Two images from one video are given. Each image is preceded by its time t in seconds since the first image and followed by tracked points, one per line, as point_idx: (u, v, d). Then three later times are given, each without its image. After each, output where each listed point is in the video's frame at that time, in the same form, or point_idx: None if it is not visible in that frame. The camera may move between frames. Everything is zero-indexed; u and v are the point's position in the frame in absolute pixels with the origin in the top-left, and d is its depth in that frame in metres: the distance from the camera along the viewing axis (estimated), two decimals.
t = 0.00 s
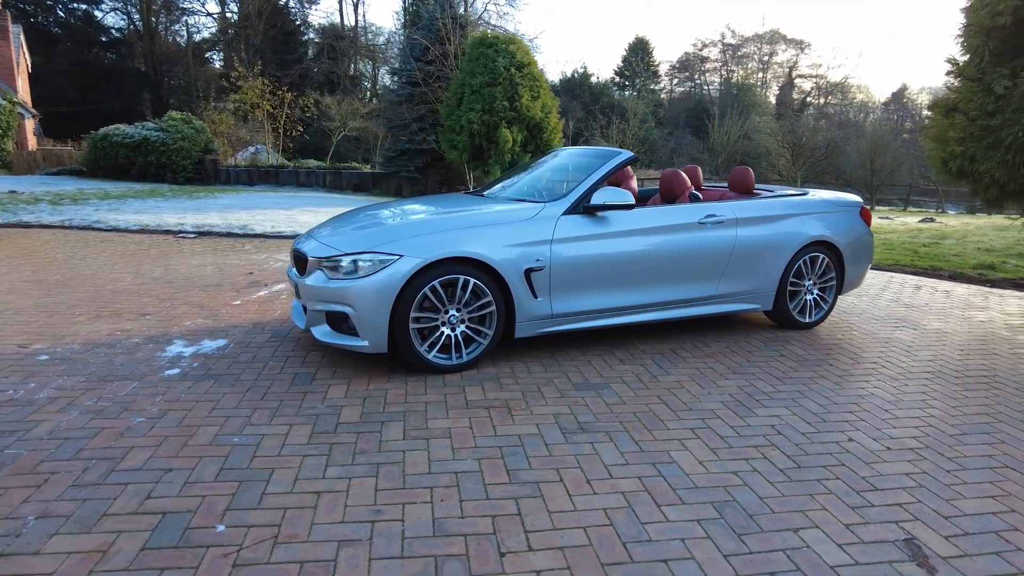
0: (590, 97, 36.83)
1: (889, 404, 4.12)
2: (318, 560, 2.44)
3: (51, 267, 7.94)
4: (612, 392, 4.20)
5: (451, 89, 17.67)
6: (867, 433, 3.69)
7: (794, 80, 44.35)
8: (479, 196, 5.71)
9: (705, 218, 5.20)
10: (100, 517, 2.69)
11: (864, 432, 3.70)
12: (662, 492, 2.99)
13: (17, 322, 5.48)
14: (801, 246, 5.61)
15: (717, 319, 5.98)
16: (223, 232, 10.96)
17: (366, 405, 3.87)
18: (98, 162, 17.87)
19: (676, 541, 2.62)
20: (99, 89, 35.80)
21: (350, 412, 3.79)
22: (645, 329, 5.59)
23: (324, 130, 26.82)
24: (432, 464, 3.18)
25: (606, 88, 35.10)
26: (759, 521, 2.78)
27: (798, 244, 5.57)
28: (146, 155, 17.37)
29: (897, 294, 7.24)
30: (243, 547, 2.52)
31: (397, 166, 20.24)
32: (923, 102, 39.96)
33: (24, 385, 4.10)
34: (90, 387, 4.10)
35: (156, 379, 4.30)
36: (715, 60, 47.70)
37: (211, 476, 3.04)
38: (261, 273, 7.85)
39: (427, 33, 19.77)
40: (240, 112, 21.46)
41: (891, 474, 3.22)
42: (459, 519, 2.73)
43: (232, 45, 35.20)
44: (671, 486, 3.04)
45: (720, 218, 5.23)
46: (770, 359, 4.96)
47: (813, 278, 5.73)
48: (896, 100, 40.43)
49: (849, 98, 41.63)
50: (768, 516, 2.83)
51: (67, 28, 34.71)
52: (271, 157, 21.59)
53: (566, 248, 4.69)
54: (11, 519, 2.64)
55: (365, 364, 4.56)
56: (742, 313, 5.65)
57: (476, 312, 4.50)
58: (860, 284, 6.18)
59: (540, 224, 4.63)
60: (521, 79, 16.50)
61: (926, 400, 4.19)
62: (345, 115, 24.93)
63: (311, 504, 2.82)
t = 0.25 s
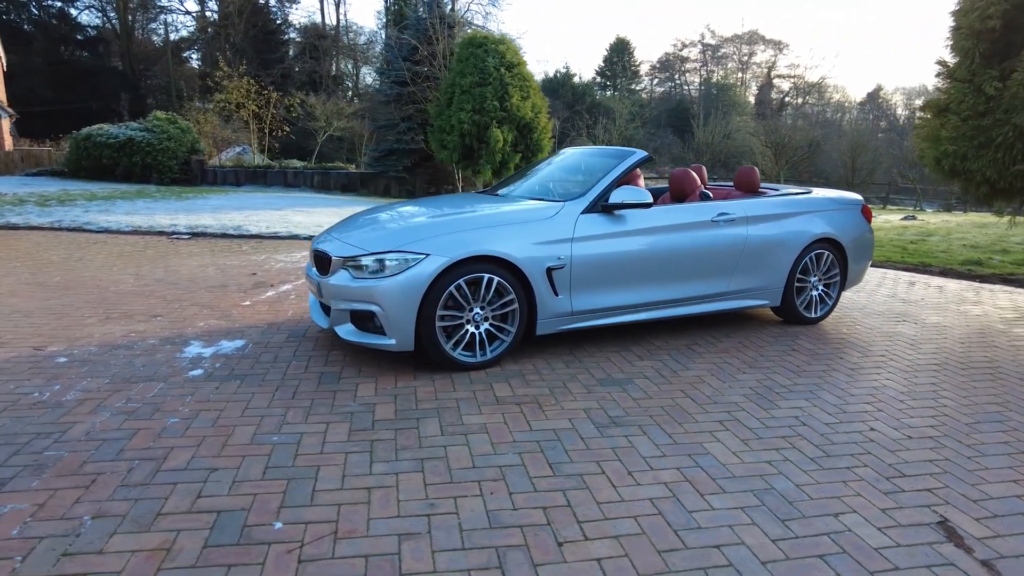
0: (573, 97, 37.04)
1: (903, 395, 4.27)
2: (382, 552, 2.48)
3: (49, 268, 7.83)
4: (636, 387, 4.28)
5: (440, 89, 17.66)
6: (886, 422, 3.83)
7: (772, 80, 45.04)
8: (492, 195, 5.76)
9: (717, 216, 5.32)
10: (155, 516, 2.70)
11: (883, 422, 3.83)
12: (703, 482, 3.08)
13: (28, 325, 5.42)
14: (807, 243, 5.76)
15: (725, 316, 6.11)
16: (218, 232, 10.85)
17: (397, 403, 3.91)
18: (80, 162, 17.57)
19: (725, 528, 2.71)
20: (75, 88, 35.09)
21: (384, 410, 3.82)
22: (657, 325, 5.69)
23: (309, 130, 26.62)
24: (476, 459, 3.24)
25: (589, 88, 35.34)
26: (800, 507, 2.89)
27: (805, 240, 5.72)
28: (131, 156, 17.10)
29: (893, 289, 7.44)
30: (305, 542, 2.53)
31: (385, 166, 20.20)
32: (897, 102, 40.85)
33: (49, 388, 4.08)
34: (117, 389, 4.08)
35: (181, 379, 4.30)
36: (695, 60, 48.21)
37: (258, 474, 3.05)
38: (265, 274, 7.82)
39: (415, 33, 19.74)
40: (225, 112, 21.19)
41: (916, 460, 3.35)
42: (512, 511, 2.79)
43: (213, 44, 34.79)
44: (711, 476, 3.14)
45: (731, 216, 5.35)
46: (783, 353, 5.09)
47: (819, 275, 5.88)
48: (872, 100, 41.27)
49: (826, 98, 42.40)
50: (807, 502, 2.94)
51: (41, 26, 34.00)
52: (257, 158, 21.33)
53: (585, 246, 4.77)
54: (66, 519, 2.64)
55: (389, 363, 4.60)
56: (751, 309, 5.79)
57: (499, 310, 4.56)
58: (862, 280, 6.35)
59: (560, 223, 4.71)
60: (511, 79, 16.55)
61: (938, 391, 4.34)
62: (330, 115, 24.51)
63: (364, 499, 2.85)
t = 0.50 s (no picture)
0: (554, 97, 37.16)
1: (908, 389, 4.40)
2: (430, 551, 2.51)
3: (41, 272, 7.70)
4: (652, 385, 4.36)
5: (427, 89, 17.62)
6: (896, 416, 3.95)
7: (750, 81, 45.64)
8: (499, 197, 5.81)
9: (722, 217, 5.43)
10: (197, 520, 2.70)
11: (894, 416, 3.95)
12: (730, 476, 3.17)
13: (31, 330, 5.34)
14: (807, 242, 5.90)
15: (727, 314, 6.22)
16: (209, 234, 10.73)
17: (420, 404, 3.94)
18: (60, 163, 17.24)
19: (758, 520, 2.80)
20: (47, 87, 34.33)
21: (407, 411, 3.85)
22: (663, 324, 5.78)
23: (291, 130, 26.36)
24: (506, 458, 3.29)
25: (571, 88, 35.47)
26: (826, 498, 2.99)
27: (805, 239, 5.86)
28: (113, 157, 16.83)
29: (885, 287, 7.63)
30: (352, 543, 2.55)
31: (370, 166, 20.07)
32: (872, 102, 41.66)
33: (66, 394, 4.04)
34: (134, 393, 4.06)
35: (198, 383, 4.28)
36: (674, 60, 48.68)
37: (293, 477, 3.06)
38: (264, 276, 7.77)
39: (400, 33, 19.66)
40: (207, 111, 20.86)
41: (929, 452, 3.48)
42: (550, 508, 2.85)
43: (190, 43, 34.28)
44: (737, 470, 3.23)
45: (735, 216, 5.47)
46: (788, 350, 5.21)
47: (818, 273, 6.02)
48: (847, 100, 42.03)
49: (803, 98, 43.08)
50: (832, 493, 3.04)
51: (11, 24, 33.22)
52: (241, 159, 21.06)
53: (597, 247, 4.85)
54: (108, 525, 2.64)
55: (405, 364, 4.62)
56: (753, 307, 5.91)
57: (515, 310, 4.61)
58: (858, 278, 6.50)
59: (572, 224, 4.77)
60: (499, 79, 16.58)
61: (941, 385, 4.49)
62: (314, 115, 24.15)
63: (402, 499, 2.88)
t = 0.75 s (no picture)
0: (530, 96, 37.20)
1: (912, 380, 4.54)
2: (482, 546, 2.54)
3: (27, 275, 7.49)
4: (667, 380, 4.43)
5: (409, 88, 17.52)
6: (904, 405, 4.08)
7: (722, 80, 46.33)
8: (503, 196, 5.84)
9: (725, 214, 5.54)
10: (241, 522, 2.68)
11: (903, 406, 4.08)
12: (758, 466, 3.26)
13: (28, 335, 5.21)
14: (804, 238, 6.04)
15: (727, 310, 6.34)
16: (194, 235, 10.53)
17: (442, 402, 3.95)
18: (29, 163, 16.76)
19: (792, 508, 2.89)
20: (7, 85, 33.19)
21: (431, 409, 3.86)
22: (667, 320, 5.87)
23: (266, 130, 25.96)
24: (537, 454, 3.32)
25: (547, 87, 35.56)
26: (853, 486, 3.09)
27: (803, 235, 6.00)
28: (86, 156, 16.41)
29: (872, 281, 7.85)
30: (401, 541, 2.56)
31: (350, 165, 19.87)
32: (839, 101, 42.61)
33: (79, 398, 3.96)
34: (150, 397, 4.00)
35: (213, 385, 4.23)
36: (647, 59, 49.15)
37: (330, 477, 3.05)
38: (258, 277, 7.67)
39: (380, 31, 19.52)
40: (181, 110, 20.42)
41: (942, 439, 3.61)
42: (590, 501, 2.89)
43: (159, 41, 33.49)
44: (763, 460, 3.32)
45: (736, 213, 5.58)
46: (791, 344, 5.34)
47: (814, 268, 6.17)
48: (816, 100, 42.94)
49: (773, 97, 43.87)
50: (856, 480, 3.15)
51: None
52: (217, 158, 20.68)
53: (607, 244, 4.91)
54: (151, 529, 2.60)
55: (420, 364, 4.62)
56: (753, 302, 6.04)
57: (529, 307, 4.64)
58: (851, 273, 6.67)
59: (583, 222, 4.83)
60: (481, 78, 16.58)
61: (943, 375, 4.63)
62: (289, 113, 23.65)
63: (444, 496, 2.89)
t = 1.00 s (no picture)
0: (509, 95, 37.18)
1: (915, 372, 4.66)
2: (529, 543, 2.55)
3: (11, 278, 7.27)
4: (681, 376, 4.49)
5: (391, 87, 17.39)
6: (912, 397, 4.19)
7: (697, 80, 46.87)
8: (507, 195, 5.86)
9: (728, 212, 5.63)
10: (282, 525, 2.65)
11: (910, 397, 4.19)
12: (783, 459, 3.33)
13: (25, 339, 5.07)
14: (802, 236, 6.16)
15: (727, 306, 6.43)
16: (179, 236, 10.33)
17: (463, 402, 3.95)
18: None
19: (823, 498, 2.96)
20: None
21: (453, 409, 3.86)
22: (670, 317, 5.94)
23: (242, 129, 25.55)
24: (567, 451, 3.34)
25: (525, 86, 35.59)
26: (877, 476, 3.18)
27: (801, 232, 6.12)
28: (60, 156, 15.99)
29: (861, 277, 8.03)
30: (448, 541, 2.56)
31: (331, 165, 19.66)
32: (811, 101, 43.45)
33: (91, 404, 3.87)
34: (165, 401, 3.92)
35: (227, 388, 4.17)
36: (623, 58, 49.48)
37: (364, 478, 3.02)
38: (253, 278, 7.56)
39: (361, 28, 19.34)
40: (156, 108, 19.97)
41: (954, 429, 3.72)
42: (627, 497, 2.93)
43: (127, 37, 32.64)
44: (787, 453, 3.39)
45: (738, 211, 5.67)
46: (794, 339, 5.45)
47: (812, 265, 6.30)
48: (788, 99, 43.73)
49: (747, 97, 44.58)
50: (879, 470, 3.23)
51: None
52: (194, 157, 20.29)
53: (617, 242, 4.95)
54: (191, 536, 2.56)
55: (435, 363, 4.61)
56: (753, 299, 6.14)
57: (542, 306, 4.67)
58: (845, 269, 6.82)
59: (594, 220, 4.86)
60: (465, 77, 16.55)
61: (943, 367, 4.77)
62: (267, 113, 23.39)
63: (482, 495, 2.90)
